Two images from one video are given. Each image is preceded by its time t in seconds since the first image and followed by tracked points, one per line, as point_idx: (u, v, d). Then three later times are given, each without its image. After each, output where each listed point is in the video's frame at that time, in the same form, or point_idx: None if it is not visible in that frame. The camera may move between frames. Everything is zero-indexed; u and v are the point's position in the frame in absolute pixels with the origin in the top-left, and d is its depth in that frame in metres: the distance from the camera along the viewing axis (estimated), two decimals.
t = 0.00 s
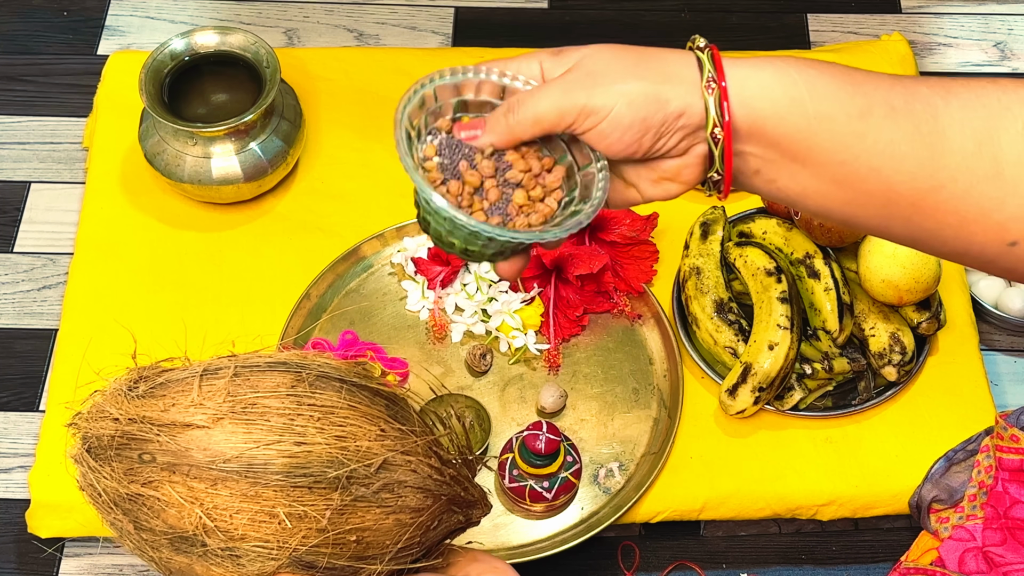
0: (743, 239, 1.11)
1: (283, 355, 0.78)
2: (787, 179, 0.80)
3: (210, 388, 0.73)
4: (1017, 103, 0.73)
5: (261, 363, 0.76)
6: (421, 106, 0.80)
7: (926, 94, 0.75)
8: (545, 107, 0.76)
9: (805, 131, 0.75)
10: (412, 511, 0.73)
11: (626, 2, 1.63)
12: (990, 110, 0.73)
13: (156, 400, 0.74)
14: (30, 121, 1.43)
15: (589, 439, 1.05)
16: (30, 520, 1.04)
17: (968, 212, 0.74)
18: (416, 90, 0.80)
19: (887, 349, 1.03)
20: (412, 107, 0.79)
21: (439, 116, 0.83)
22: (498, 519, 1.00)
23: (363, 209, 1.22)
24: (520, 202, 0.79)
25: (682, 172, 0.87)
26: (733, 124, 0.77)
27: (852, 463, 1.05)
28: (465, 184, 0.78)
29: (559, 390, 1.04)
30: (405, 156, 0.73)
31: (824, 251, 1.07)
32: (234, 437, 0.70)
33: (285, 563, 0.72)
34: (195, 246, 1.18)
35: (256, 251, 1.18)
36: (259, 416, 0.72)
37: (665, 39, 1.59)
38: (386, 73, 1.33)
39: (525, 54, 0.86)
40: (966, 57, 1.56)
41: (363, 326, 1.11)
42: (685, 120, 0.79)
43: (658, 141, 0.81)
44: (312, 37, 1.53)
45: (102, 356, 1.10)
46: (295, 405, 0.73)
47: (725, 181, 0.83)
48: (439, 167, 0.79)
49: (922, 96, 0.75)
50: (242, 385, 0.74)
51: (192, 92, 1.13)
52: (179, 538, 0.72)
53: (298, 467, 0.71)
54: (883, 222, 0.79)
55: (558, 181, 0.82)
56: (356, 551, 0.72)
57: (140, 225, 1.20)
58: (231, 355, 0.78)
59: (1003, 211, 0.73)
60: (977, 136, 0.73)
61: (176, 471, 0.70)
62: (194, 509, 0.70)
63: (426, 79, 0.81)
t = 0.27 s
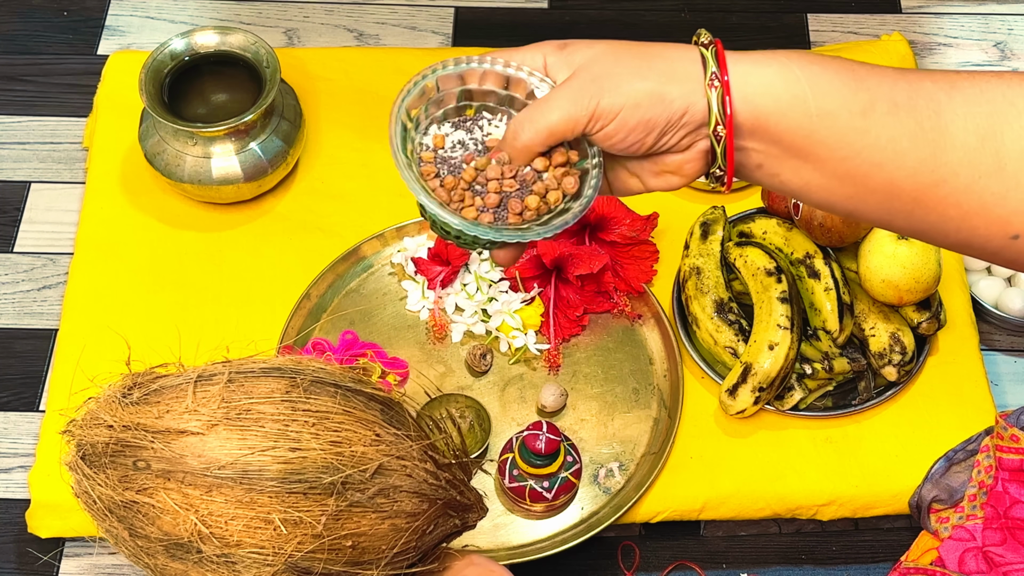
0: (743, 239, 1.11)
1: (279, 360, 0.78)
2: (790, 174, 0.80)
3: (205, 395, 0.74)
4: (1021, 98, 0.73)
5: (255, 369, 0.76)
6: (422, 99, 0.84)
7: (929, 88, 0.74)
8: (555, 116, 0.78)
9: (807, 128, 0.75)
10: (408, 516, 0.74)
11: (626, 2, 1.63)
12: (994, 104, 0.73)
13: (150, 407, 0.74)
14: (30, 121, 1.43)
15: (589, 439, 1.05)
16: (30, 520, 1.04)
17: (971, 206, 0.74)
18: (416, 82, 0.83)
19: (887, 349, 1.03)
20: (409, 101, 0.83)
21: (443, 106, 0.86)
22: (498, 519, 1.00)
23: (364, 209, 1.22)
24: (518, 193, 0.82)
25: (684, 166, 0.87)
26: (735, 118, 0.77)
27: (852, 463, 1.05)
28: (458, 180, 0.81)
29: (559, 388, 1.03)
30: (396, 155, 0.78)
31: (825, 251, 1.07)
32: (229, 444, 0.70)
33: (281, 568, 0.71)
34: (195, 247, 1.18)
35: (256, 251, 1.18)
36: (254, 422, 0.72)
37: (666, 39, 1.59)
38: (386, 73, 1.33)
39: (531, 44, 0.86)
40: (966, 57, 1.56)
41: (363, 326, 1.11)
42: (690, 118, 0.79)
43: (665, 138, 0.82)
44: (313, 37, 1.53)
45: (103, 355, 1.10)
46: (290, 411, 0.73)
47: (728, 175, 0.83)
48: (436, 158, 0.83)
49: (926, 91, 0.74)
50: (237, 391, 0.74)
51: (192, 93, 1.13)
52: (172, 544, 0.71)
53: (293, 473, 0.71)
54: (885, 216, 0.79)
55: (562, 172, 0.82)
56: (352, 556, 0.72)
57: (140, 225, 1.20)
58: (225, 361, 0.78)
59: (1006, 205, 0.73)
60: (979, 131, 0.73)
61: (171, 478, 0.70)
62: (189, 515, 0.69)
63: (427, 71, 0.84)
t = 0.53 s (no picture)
0: (743, 239, 1.11)
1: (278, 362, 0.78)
2: (797, 169, 0.80)
3: (202, 398, 0.74)
4: None
5: (252, 372, 0.76)
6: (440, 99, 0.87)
7: (936, 85, 0.74)
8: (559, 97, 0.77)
9: (813, 124, 0.75)
10: (406, 518, 0.74)
11: (626, 2, 1.63)
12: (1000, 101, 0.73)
13: (148, 410, 0.74)
14: (29, 121, 1.43)
15: (588, 439, 1.05)
16: (30, 520, 1.04)
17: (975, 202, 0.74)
18: (429, 84, 0.85)
19: (887, 349, 1.03)
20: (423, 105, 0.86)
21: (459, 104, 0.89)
22: (497, 519, 1.00)
23: (364, 209, 1.22)
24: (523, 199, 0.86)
25: (693, 161, 0.87)
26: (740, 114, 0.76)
27: (852, 463, 1.05)
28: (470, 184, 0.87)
29: (561, 390, 1.04)
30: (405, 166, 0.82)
31: (824, 251, 1.07)
32: (226, 447, 0.70)
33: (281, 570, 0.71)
34: (195, 247, 1.18)
35: (256, 251, 1.18)
36: (252, 425, 0.72)
37: (666, 39, 1.59)
38: (386, 73, 1.33)
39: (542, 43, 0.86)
40: (966, 57, 1.56)
41: (362, 326, 1.11)
42: (699, 112, 0.79)
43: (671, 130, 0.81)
44: (312, 37, 1.53)
45: (101, 357, 1.10)
46: (287, 413, 0.73)
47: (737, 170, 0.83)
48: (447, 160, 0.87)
49: (933, 87, 0.74)
50: (234, 394, 0.74)
51: (191, 93, 1.13)
52: (171, 547, 0.71)
53: (291, 476, 0.70)
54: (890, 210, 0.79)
55: (568, 180, 0.85)
56: (350, 559, 0.72)
57: (140, 225, 1.20)
58: (223, 364, 0.78)
59: (1011, 200, 0.73)
60: (985, 127, 0.73)
61: (169, 481, 0.70)
62: (188, 518, 0.69)
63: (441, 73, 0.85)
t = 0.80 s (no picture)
0: (743, 239, 1.11)
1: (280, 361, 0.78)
2: (778, 175, 0.81)
3: (205, 396, 0.74)
4: (1009, 100, 0.72)
5: (255, 371, 0.76)
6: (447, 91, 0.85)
7: (917, 91, 0.74)
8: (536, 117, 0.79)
9: (793, 133, 0.76)
10: (408, 517, 0.74)
11: (626, 2, 1.63)
12: (981, 106, 0.72)
13: (151, 408, 0.74)
14: (29, 121, 1.43)
15: (588, 439, 1.05)
16: (30, 519, 1.04)
17: (960, 205, 0.74)
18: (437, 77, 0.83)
19: (887, 349, 1.03)
20: (431, 95, 0.83)
21: (462, 98, 0.87)
22: (498, 519, 1.00)
23: (364, 209, 1.22)
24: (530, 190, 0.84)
25: (671, 168, 0.87)
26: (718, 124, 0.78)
27: (852, 463, 1.05)
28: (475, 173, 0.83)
29: (560, 391, 1.04)
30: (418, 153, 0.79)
31: (825, 251, 1.07)
32: (228, 445, 0.70)
33: (282, 568, 0.71)
34: (196, 246, 1.18)
35: (256, 251, 1.18)
36: (254, 423, 0.72)
37: (666, 40, 1.59)
38: (386, 73, 1.33)
39: (536, 38, 0.85)
40: (966, 57, 1.56)
41: (363, 326, 1.11)
42: (673, 126, 0.80)
43: (648, 145, 0.83)
44: (312, 37, 1.53)
45: (101, 355, 1.10)
46: (290, 412, 0.73)
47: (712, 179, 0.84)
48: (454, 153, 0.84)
49: (913, 93, 0.74)
50: (237, 392, 0.74)
51: (192, 92, 1.13)
52: (173, 544, 0.71)
53: (293, 475, 0.70)
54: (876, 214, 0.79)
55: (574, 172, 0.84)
56: (352, 557, 0.72)
57: (140, 225, 1.20)
58: (225, 362, 0.78)
59: (993, 205, 0.73)
60: (965, 133, 0.72)
61: (170, 479, 0.70)
62: (189, 516, 0.69)
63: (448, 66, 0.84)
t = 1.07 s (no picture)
0: (743, 239, 1.11)
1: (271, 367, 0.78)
2: (775, 167, 0.81)
3: (198, 404, 0.74)
4: (1006, 96, 0.72)
5: (248, 378, 0.76)
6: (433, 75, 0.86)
7: (915, 86, 0.74)
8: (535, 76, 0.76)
9: (791, 125, 0.76)
10: (403, 523, 0.74)
11: (626, 2, 1.63)
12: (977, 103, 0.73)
13: (143, 417, 0.74)
14: (29, 121, 1.43)
15: (589, 439, 1.05)
16: (30, 520, 1.04)
17: (955, 203, 0.74)
18: (423, 58, 0.84)
19: (887, 349, 1.03)
20: (416, 76, 0.85)
21: (451, 81, 0.87)
22: (498, 519, 1.00)
23: (364, 209, 1.22)
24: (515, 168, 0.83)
25: (668, 154, 0.87)
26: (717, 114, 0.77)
27: (852, 463, 1.05)
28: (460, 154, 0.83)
29: (560, 390, 1.04)
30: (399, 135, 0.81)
31: (824, 251, 1.07)
32: (222, 453, 0.71)
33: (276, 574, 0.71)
34: (195, 247, 1.18)
35: (256, 251, 1.18)
36: (247, 431, 0.72)
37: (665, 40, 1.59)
38: (386, 73, 1.33)
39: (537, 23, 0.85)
40: (966, 57, 1.56)
41: (363, 326, 1.11)
42: (673, 108, 0.79)
43: (643, 123, 0.82)
44: (312, 37, 1.53)
45: (101, 355, 1.10)
46: (283, 419, 0.73)
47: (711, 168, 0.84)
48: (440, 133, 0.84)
49: (911, 88, 0.74)
50: (230, 400, 0.74)
51: (192, 92, 1.13)
52: (168, 553, 0.71)
53: (287, 482, 0.71)
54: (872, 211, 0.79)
55: (559, 151, 0.84)
56: (347, 564, 0.72)
57: (140, 225, 1.20)
58: (218, 368, 0.78)
59: (988, 200, 0.73)
60: (962, 129, 0.73)
61: (164, 488, 0.70)
62: (183, 525, 0.70)
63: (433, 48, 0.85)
